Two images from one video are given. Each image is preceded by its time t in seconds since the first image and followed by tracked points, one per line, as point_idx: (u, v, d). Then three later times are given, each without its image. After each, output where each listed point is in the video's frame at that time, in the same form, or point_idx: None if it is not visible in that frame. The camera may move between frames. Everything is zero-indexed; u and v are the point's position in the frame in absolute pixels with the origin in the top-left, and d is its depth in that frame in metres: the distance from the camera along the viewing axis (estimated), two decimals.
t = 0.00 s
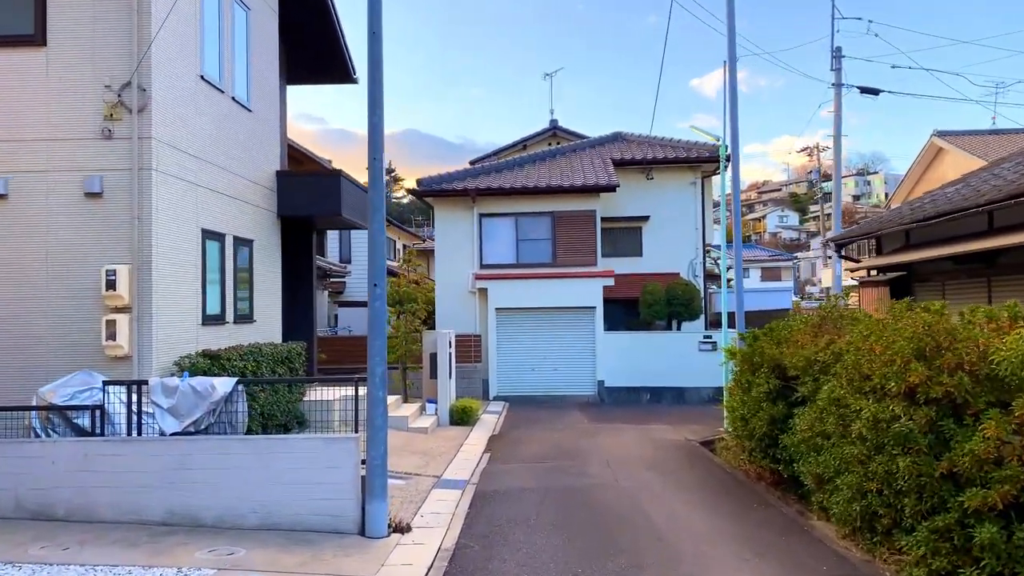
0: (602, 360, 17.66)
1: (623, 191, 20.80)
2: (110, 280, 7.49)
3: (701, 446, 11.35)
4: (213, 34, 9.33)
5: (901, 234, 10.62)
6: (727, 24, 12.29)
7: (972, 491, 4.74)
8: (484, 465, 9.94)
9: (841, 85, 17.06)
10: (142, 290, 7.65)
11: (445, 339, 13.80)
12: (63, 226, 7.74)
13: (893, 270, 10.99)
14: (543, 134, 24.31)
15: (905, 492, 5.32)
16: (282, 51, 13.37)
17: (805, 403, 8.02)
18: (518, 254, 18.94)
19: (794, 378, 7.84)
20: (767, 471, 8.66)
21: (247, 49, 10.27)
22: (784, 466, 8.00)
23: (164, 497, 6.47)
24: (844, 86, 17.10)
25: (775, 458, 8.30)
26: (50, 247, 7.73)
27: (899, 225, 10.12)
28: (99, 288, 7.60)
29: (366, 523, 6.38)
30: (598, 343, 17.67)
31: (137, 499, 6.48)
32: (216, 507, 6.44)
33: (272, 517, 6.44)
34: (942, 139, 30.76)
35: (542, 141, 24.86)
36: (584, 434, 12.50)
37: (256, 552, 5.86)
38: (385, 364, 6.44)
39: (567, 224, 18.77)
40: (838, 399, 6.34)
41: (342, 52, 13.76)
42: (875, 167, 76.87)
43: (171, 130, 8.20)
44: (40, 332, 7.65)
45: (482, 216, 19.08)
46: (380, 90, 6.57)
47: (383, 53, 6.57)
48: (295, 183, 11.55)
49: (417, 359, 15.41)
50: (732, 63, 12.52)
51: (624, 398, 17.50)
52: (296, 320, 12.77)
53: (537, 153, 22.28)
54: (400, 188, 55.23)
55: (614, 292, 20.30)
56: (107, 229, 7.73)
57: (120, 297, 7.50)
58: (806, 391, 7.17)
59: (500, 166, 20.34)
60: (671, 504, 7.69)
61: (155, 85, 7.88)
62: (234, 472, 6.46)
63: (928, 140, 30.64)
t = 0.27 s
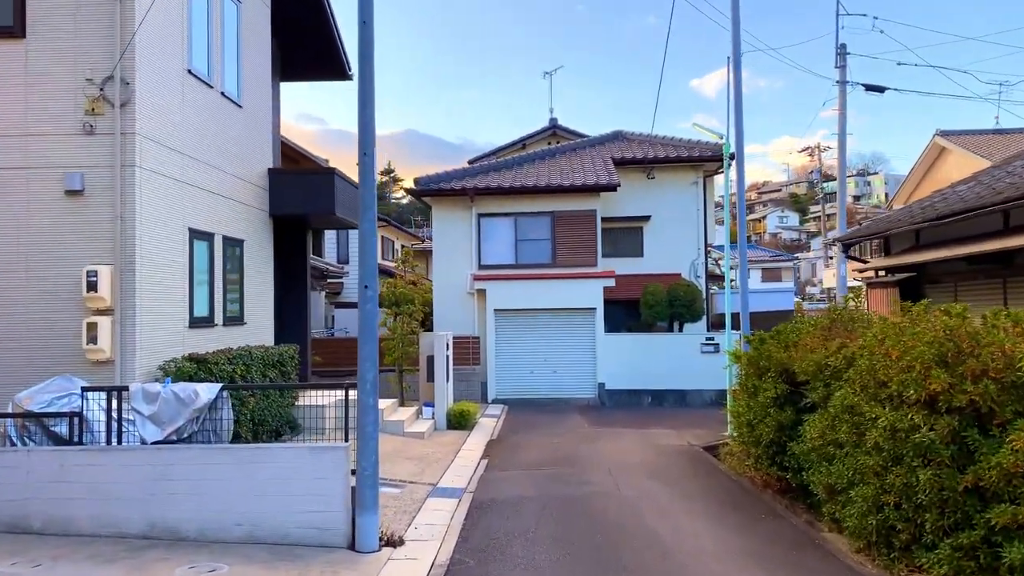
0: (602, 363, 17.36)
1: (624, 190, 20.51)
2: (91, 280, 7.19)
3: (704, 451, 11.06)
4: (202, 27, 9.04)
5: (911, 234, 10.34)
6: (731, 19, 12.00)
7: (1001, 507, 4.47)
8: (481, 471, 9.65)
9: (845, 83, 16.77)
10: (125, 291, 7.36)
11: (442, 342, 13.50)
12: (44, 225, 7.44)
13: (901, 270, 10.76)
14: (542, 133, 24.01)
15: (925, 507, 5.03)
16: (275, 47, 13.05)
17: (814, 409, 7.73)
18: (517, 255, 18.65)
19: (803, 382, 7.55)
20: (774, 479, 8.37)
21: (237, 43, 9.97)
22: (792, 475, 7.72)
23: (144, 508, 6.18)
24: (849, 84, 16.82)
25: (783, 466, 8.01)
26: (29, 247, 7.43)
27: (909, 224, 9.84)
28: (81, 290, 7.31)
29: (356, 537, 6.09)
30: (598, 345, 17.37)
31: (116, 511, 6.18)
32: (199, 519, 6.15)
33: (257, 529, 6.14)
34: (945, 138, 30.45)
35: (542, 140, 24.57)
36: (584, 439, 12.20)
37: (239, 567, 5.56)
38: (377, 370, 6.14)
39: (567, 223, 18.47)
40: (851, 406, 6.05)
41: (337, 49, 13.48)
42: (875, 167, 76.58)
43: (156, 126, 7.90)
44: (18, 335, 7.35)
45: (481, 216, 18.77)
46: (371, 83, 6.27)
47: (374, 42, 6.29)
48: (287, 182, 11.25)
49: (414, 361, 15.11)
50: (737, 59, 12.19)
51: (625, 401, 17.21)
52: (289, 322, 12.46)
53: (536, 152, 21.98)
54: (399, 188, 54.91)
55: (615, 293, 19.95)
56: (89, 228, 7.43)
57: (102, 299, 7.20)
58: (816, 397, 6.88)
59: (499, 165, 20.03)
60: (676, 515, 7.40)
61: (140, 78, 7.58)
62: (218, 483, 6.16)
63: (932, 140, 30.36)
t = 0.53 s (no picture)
0: (602, 363, 17.05)
1: (624, 188, 20.20)
2: (67, 276, 6.88)
3: (706, 453, 10.75)
4: (187, 15, 8.73)
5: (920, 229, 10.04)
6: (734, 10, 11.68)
7: None
8: (476, 474, 9.34)
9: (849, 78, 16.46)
10: (103, 288, 7.04)
11: (438, 341, 13.19)
12: (20, 219, 7.14)
13: (910, 266, 10.51)
14: (541, 130, 23.70)
15: (946, 515, 4.73)
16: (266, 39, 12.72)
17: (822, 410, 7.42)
18: (515, 253, 18.34)
19: (810, 382, 7.24)
20: (779, 482, 8.06)
21: (224, 33, 9.66)
22: (799, 479, 7.41)
23: (118, 515, 5.87)
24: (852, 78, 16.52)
25: (789, 470, 7.70)
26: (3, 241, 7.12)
27: (919, 219, 9.54)
28: (57, 286, 7.00)
29: (342, 545, 5.78)
30: (597, 345, 17.06)
31: (89, 518, 5.87)
32: (177, 526, 5.84)
33: (238, 537, 5.83)
34: (948, 136, 30.15)
35: (540, 138, 24.27)
36: (583, 440, 11.89)
37: None
38: (364, 369, 5.83)
39: (565, 221, 18.16)
40: (863, 407, 5.74)
41: (330, 42, 13.15)
42: (876, 167, 76.28)
43: (138, 115, 7.60)
44: None
45: (478, 213, 18.46)
46: (358, 66, 5.96)
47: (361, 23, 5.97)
48: (277, 176, 10.94)
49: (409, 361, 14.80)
50: (740, 50, 11.86)
51: (625, 402, 16.90)
52: (280, 321, 12.15)
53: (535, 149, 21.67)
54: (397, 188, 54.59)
55: (615, 292, 19.65)
56: (66, 221, 7.12)
57: (78, 295, 6.89)
58: (825, 398, 6.57)
59: (496, 162, 19.72)
60: (678, 522, 7.08)
61: (120, 66, 7.28)
62: (196, 488, 5.86)
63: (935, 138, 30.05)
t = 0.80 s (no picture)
0: (601, 365, 16.75)
1: (624, 187, 19.90)
2: (41, 278, 6.57)
3: (708, 460, 10.44)
4: (171, 7, 8.43)
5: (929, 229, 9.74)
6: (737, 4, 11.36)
7: None
8: (470, 482, 9.03)
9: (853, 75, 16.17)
10: (80, 290, 6.73)
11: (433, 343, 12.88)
12: None
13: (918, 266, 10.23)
14: (539, 129, 23.39)
15: (969, 533, 4.43)
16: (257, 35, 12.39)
17: (830, 416, 7.11)
18: (513, 253, 18.04)
19: (818, 388, 6.93)
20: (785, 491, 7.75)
21: (211, 26, 9.35)
22: (806, 488, 7.10)
23: (91, 529, 5.56)
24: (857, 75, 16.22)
25: (796, 479, 7.40)
26: None
27: (928, 218, 9.24)
28: (31, 287, 6.69)
29: (328, 560, 5.47)
30: (597, 347, 16.76)
31: (60, 533, 5.57)
32: (153, 541, 5.53)
33: (217, 553, 5.52)
34: (950, 136, 29.80)
35: (539, 136, 23.96)
36: (582, 445, 11.59)
37: None
38: (349, 376, 5.52)
39: (564, 221, 17.86)
40: (876, 416, 5.43)
41: (319, 38, 12.77)
42: (876, 167, 75.98)
43: (119, 110, 7.30)
44: None
45: (475, 213, 18.16)
46: (343, 54, 5.64)
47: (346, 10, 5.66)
48: (266, 174, 10.63)
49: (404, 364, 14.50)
50: (743, 45, 11.55)
51: (624, 405, 16.60)
52: (271, 323, 11.84)
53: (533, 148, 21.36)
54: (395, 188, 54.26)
55: (615, 293, 19.35)
56: (41, 220, 6.82)
57: (53, 297, 6.59)
58: (834, 405, 6.26)
59: (494, 160, 19.41)
60: (680, 535, 6.77)
61: (99, 58, 6.98)
62: (174, 501, 5.55)
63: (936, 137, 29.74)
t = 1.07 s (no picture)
0: (601, 365, 16.44)
1: (624, 184, 19.60)
2: (14, 272, 6.27)
3: (712, 462, 10.13)
4: None
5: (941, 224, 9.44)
6: None
7: None
8: (466, 485, 8.72)
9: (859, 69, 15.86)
10: (55, 286, 6.41)
11: (430, 342, 12.57)
12: None
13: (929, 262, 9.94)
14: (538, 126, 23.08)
15: (998, 543, 4.12)
16: (248, 26, 12.06)
17: (842, 418, 6.80)
18: (511, 251, 17.73)
19: (830, 388, 6.61)
20: (793, 495, 7.44)
21: (197, 14, 9.04)
22: (816, 493, 6.79)
23: (62, 537, 5.24)
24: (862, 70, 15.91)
25: (806, 482, 7.09)
26: None
27: (941, 212, 8.94)
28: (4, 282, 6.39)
29: (314, 567, 5.16)
30: (597, 346, 16.45)
31: (30, 541, 5.25)
32: (128, 550, 5.22)
33: (195, 562, 5.21)
34: (953, 134, 29.46)
35: (538, 133, 23.64)
36: (582, 447, 11.28)
37: None
38: (336, 375, 5.20)
39: (564, 218, 17.55)
40: (894, 417, 5.12)
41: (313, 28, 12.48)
42: (876, 167, 75.69)
43: (98, 98, 6.99)
44: None
45: (473, 210, 17.84)
46: (330, 34, 5.32)
47: None
48: (257, 168, 10.31)
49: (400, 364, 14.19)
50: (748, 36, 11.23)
51: (625, 406, 16.29)
52: (263, 321, 11.53)
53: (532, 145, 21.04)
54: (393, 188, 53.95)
55: (615, 292, 19.03)
56: (14, 213, 6.51)
57: (27, 292, 6.28)
58: (848, 406, 5.95)
59: (492, 157, 19.09)
60: (684, 541, 6.46)
61: (77, 42, 6.67)
62: (150, 507, 5.23)
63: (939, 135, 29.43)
